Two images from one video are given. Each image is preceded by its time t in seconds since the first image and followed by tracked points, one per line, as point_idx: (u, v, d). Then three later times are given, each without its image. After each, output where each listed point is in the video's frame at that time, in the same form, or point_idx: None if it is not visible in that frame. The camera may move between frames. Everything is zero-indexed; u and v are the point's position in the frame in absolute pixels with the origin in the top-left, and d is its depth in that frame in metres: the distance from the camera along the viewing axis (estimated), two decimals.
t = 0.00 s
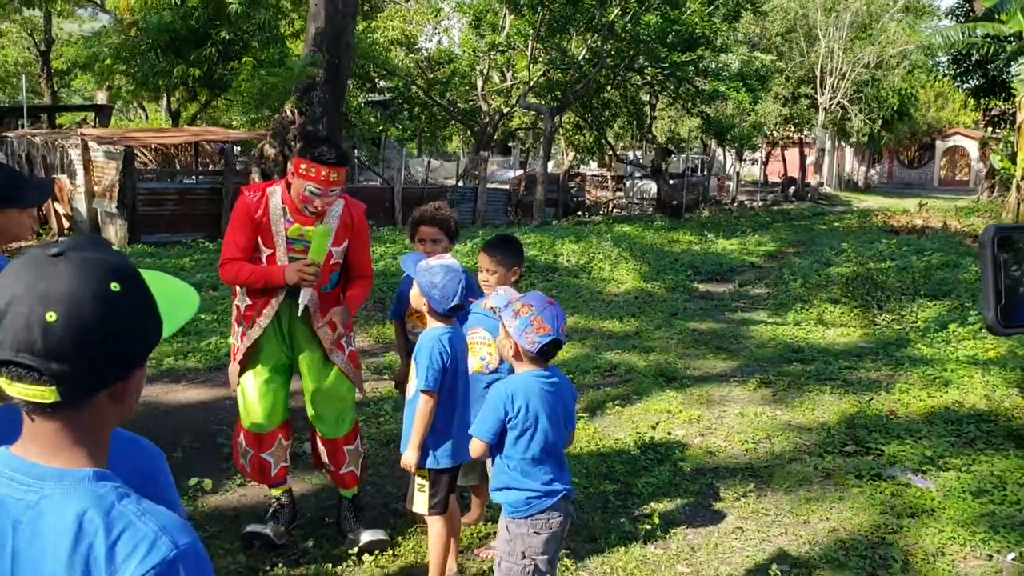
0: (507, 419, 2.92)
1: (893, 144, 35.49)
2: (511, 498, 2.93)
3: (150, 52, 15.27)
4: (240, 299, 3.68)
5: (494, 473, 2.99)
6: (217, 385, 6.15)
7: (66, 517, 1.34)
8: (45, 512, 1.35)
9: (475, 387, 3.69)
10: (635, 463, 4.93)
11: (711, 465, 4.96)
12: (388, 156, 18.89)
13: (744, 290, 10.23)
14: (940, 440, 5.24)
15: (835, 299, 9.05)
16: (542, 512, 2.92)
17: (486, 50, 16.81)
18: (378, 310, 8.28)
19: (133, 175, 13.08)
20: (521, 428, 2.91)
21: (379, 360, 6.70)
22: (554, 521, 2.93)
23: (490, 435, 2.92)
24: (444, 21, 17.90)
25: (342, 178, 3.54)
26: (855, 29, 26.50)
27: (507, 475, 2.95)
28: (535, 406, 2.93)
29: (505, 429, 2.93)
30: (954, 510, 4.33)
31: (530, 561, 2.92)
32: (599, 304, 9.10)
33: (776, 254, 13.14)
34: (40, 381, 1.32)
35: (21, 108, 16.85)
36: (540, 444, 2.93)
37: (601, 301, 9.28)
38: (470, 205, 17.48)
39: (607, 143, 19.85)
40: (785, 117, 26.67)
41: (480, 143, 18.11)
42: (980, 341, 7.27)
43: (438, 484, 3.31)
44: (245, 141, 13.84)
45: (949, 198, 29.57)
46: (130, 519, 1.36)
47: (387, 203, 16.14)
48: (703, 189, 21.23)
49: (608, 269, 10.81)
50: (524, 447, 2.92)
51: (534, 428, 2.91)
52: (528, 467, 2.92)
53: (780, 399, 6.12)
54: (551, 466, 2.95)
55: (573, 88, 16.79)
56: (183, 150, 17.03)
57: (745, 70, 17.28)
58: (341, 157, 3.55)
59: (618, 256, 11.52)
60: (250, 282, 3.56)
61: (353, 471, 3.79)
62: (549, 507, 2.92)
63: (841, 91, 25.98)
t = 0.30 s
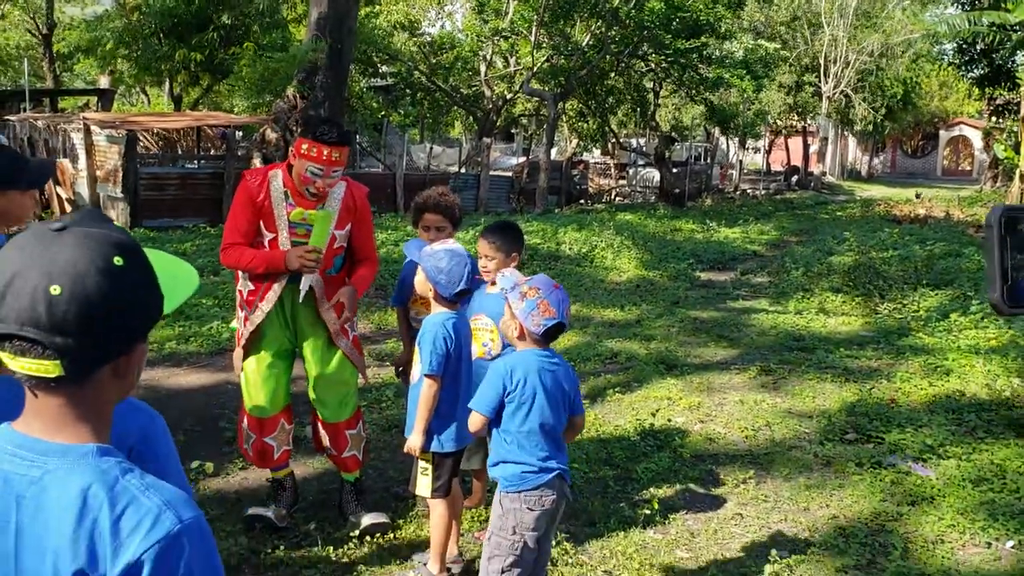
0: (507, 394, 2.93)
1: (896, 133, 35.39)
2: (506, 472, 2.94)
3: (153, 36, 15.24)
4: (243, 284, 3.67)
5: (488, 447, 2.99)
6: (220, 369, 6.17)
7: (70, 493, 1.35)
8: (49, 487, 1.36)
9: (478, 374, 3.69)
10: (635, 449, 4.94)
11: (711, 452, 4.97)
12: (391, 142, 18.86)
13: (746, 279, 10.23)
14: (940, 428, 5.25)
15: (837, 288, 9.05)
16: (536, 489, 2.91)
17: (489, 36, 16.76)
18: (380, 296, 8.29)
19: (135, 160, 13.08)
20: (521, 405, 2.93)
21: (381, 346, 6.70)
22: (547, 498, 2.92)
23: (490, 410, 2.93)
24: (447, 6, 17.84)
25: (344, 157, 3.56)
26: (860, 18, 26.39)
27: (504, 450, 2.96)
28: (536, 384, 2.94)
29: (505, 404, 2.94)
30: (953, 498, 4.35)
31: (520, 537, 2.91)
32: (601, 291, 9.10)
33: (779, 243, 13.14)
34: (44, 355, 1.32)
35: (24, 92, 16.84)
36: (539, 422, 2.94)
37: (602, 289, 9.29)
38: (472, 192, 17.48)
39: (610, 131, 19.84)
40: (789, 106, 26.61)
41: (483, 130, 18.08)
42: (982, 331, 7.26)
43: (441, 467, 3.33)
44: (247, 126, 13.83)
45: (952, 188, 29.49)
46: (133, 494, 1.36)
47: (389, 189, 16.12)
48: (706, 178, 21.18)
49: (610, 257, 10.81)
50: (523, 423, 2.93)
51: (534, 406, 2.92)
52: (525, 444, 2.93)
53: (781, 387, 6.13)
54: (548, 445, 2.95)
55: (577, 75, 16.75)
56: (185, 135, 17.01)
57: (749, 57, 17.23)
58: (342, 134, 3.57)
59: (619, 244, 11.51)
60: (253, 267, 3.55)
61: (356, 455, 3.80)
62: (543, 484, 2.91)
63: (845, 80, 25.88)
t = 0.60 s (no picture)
0: (508, 380, 2.92)
1: (898, 123, 35.31)
2: (503, 456, 2.94)
3: (152, 25, 15.18)
4: (243, 270, 3.66)
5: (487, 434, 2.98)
6: (221, 357, 6.17)
7: (70, 471, 1.35)
8: (49, 468, 1.36)
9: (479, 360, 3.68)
10: (636, 437, 4.94)
11: (711, 440, 4.97)
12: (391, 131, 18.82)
13: (747, 268, 10.21)
14: (941, 417, 5.25)
15: (838, 278, 9.04)
16: (532, 473, 2.91)
17: (489, 25, 16.73)
18: (381, 285, 8.29)
19: (135, 149, 13.05)
20: (521, 390, 2.92)
21: (381, 335, 6.70)
22: (544, 484, 2.92)
23: (491, 396, 2.93)
24: None
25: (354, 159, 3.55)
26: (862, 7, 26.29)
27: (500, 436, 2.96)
28: (534, 369, 2.93)
29: (504, 391, 2.94)
30: (953, 486, 4.35)
31: (516, 523, 2.90)
32: (602, 281, 9.09)
33: (780, 232, 13.12)
34: (43, 335, 1.32)
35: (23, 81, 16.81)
36: (538, 408, 2.93)
37: (603, 278, 9.28)
38: (473, 181, 17.45)
39: (610, 120, 19.80)
40: (790, 96, 26.56)
41: (483, 119, 18.03)
42: (983, 320, 7.25)
43: (446, 453, 3.33)
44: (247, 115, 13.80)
45: (954, 178, 29.43)
46: (134, 474, 1.36)
47: (390, 179, 16.09)
48: (707, 167, 21.12)
49: (610, 246, 10.80)
50: (522, 409, 2.93)
51: (533, 391, 2.92)
52: (524, 429, 2.92)
53: (781, 375, 6.14)
54: (546, 431, 2.94)
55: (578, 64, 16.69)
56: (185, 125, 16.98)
57: (750, 46, 17.18)
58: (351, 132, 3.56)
59: (620, 234, 11.49)
60: (257, 257, 3.55)
61: (357, 442, 3.81)
62: (539, 468, 2.90)
63: (847, 69, 25.79)
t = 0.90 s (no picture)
0: (499, 380, 2.90)
1: (899, 118, 35.24)
2: (492, 455, 2.94)
3: (152, 21, 15.14)
4: (245, 265, 3.64)
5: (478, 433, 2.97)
6: (222, 353, 6.17)
7: (70, 468, 1.34)
8: (49, 465, 1.35)
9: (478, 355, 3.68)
10: (637, 432, 4.94)
11: (713, 435, 4.96)
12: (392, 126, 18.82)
13: (748, 263, 10.19)
14: (943, 412, 5.24)
15: (840, 273, 9.04)
16: (521, 472, 2.91)
17: (490, 19, 16.72)
18: (382, 280, 8.28)
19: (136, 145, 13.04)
20: (512, 390, 2.90)
21: (382, 330, 6.70)
22: (533, 482, 2.92)
23: (482, 398, 2.89)
24: None
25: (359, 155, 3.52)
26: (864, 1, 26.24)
27: (487, 434, 2.96)
28: (524, 367, 2.91)
29: (497, 392, 2.92)
30: (955, 481, 4.34)
31: (506, 521, 2.91)
32: (603, 276, 9.08)
33: (781, 228, 13.11)
34: (42, 332, 1.32)
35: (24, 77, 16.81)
36: (530, 407, 2.92)
37: (605, 273, 9.28)
38: (474, 176, 17.43)
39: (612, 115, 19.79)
40: (791, 90, 26.51)
41: (484, 115, 18.01)
42: (985, 315, 7.24)
43: (446, 449, 3.33)
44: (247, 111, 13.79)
45: (956, 173, 29.39)
46: (135, 472, 1.36)
47: (391, 174, 16.08)
48: (709, 162, 21.08)
49: (611, 241, 10.79)
50: (513, 409, 2.92)
51: (525, 391, 2.91)
52: (515, 428, 2.92)
53: (782, 370, 6.14)
54: (536, 430, 2.94)
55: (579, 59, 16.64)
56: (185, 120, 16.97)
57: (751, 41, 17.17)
58: (356, 129, 3.53)
59: (621, 229, 11.47)
60: (262, 254, 3.54)
61: (358, 437, 3.80)
62: (528, 467, 2.91)
63: (848, 64, 25.73)
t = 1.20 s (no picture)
0: (486, 383, 2.86)
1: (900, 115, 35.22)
2: (475, 457, 2.93)
3: (151, 21, 15.12)
4: (245, 265, 3.63)
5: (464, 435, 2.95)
6: (223, 352, 6.16)
7: (75, 467, 1.34)
8: (53, 464, 1.35)
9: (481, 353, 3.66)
10: (640, 430, 4.93)
11: (716, 432, 4.96)
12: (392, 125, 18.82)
13: (750, 261, 10.18)
14: (946, 408, 5.23)
15: (842, 270, 9.03)
16: (506, 472, 2.90)
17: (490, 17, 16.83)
18: (383, 278, 8.27)
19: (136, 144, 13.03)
20: (500, 390, 2.88)
21: (384, 329, 6.69)
22: (520, 481, 2.91)
23: (467, 402, 2.85)
24: None
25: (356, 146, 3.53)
26: None
27: (472, 435, 2.94)
28: (510, 367, 2.88)
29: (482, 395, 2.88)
30: (959, 478, 4.33)
31: (495, 521, 2.89)
32: (604, 274, 9.07)
33: (783, 225, 13.10)
34: (45, 330, 1.31)
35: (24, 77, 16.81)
36: (515, 407, 2.90)
37: (606, 271, 9.27)
38: (474, 175, 17.42)
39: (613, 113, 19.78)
40: (791, 88, 26.48)
41: (484, 113, 18.00)
42: (988, 311, 7.23)
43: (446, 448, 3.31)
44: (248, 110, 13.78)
45: (957, 169, 29.34)
46: (140, 471, 1.35)
47: (391, 173, 16.06)
48: (709, 160, 21.06)
49: (613, 239, 10.78)
50: (500, 410, 2.89)
51: (513, 390, 2.89)
52: (504, 428, 2.89)
53: (785, 367, 6.13)
54: (521, 430, 2.91)
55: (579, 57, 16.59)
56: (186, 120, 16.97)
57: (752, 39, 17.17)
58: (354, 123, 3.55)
59: (623, 227, 11.46)
60: (263, 252, 3.52)
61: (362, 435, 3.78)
62: (512, 467, 2.89)
63: (849, 61, 25.67)
